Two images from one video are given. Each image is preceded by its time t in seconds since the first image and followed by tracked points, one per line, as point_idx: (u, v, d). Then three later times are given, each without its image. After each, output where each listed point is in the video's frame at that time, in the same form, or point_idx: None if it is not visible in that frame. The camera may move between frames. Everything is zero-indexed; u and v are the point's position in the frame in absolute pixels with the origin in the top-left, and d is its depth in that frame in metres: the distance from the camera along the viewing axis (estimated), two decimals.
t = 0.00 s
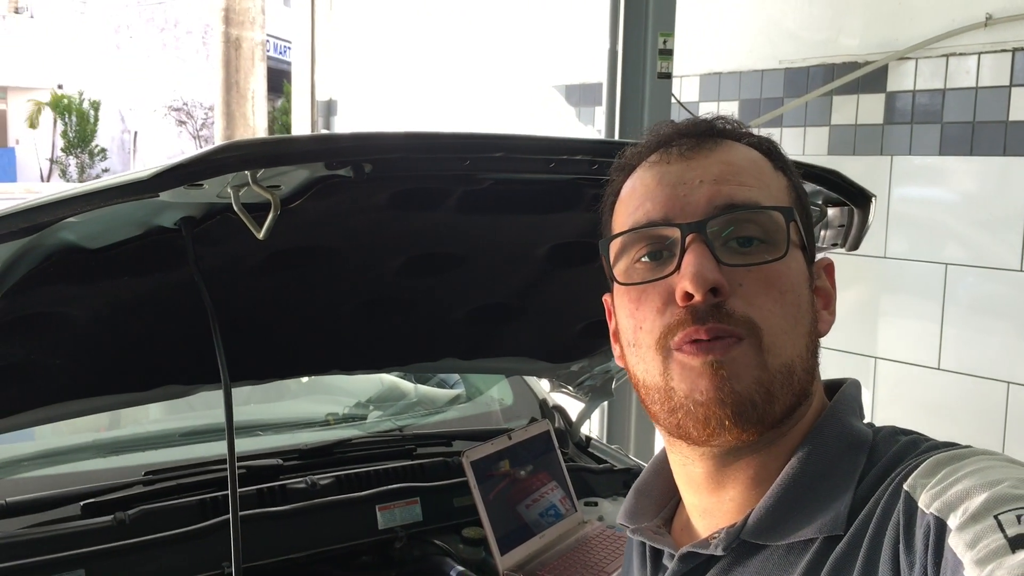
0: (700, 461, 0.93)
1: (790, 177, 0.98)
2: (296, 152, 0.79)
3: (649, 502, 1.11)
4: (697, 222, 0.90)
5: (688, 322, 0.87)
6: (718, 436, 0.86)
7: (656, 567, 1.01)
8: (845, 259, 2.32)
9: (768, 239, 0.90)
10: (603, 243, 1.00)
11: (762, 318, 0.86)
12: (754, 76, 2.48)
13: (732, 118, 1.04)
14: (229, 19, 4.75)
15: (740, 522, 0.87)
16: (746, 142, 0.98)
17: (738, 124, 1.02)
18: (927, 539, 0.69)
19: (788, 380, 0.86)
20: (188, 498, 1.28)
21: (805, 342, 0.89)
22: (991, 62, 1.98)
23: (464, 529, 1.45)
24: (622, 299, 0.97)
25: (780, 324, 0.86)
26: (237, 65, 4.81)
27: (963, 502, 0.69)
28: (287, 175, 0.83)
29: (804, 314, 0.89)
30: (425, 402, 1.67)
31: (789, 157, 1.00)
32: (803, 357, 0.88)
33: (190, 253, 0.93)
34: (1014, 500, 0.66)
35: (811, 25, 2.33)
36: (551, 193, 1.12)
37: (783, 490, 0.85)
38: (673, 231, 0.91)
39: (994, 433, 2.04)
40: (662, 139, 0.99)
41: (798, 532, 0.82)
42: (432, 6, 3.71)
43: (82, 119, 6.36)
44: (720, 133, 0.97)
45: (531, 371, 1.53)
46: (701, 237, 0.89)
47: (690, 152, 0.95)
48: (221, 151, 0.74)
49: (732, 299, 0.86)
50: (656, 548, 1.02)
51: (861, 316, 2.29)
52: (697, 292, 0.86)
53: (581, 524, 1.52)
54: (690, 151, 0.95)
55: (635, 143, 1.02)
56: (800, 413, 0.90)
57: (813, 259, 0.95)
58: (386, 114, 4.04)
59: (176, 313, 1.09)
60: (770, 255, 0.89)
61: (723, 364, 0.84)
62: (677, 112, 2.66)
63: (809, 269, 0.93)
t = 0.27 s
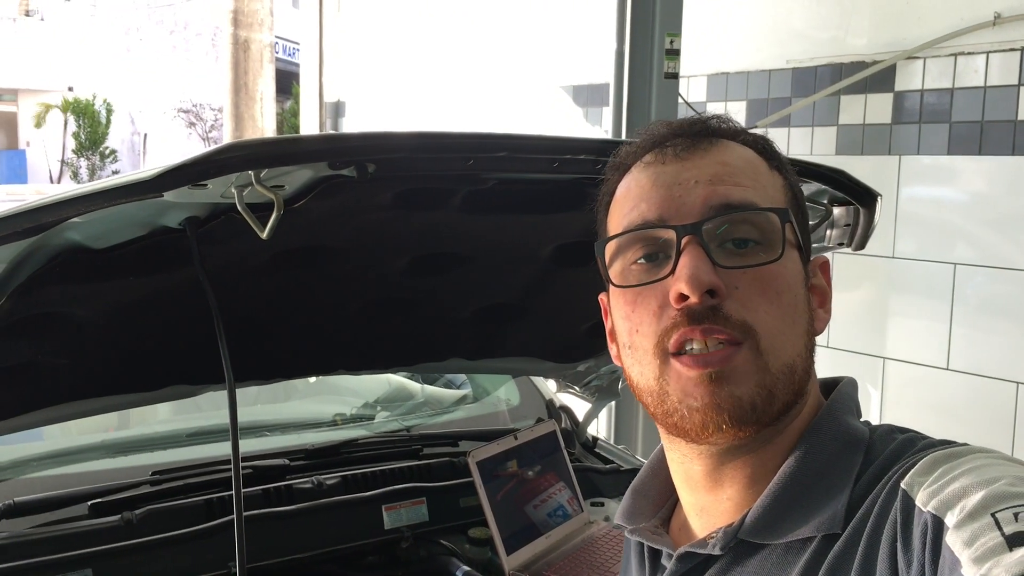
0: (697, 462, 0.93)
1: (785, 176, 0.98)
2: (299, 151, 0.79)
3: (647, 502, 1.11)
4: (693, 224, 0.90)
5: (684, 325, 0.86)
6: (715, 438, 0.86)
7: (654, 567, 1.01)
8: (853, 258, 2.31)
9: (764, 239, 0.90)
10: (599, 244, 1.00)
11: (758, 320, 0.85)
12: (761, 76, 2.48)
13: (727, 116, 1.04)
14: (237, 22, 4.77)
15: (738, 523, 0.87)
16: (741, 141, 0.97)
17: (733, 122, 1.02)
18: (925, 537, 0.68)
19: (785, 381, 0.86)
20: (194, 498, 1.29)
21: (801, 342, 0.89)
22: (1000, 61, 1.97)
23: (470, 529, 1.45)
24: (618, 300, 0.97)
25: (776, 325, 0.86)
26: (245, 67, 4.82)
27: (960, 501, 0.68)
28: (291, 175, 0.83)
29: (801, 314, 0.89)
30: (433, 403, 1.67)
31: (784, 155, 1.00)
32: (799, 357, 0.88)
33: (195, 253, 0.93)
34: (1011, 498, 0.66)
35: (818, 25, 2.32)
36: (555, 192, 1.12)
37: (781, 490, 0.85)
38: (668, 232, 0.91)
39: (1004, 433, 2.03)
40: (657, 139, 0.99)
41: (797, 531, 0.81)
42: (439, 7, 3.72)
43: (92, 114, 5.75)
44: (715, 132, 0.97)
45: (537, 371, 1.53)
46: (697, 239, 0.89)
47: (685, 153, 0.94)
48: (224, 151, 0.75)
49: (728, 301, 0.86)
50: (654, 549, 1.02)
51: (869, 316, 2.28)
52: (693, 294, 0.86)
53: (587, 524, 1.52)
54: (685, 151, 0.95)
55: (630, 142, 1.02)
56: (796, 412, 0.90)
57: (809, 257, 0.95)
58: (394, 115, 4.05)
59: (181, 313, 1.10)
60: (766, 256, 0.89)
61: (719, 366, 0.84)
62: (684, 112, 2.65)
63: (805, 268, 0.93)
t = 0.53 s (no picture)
0: (699, 462, 0.93)
1: (784, 174, 0.98)
2: (302, 152, 0.79)
3: (649, 502, 1.11)
4: (692, 226, 0.90)
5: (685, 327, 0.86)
6: (717, 439, 0.86)
7: (657, 566, 1.01)
8: (858, 258, 2.31)
9: (764, 240, 0.90)
10: (599, 245, 1.00)
11: (759, 321, 0.86)
12: (765, 76, 2.47)
13: (725, 114, 1.04)
14: (242, 24, 4.79)
15: (741, 523, 0.87)
16: (739, 139, 0.97)
17: (731, 120, 1.01)
18: (926, 535, 0.68)
19: (786, 382, 0.86)
20: (200, 498, 1.29)
21: (802, 342, 0.89)
22: (1005, 60, 1.96)
23: (475, 529, 1.45)
24: (618, 301, 0.97)
25: (777, 326, 0.86)
26: (250, 70, 4.81)
27: (961, 497, 0.68)
28: (294, 175, 0.84)
29: (801, 314, 0.89)
30: (438, 403, 1.67)
31: (782, 152, 0.99)
32: (800, 357, 0.88)
33: (199, 253, 0.93)
34: (1013, 494, 0.66)
35: (822, 25, 2.32)
36: (559, 192, 1.12)
37: (783, 490, 0.85)
38: (668, 234, 0.91)
39: (1010, 434, 2.02)
40: (656, 139, 0.99)
41: (798, 530, 0.81)
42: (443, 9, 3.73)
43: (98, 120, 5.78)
44: (714, 131, 0.97)
45: (541, 371, 1.53)
46: (697, 241, 0.89)
47: (683, 153, 0.94)
48: (227, 151, 0.75)
49: (729, 303, 0.86)
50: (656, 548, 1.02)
51: (875, 315, 2.28)
52: (694, 296, 0.86)
53: (592, 524, 1.52)
54: (684, 151, 0.94)
55: (629, 141, 1.02)
56: (797, 412, 0.90)
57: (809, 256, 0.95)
58: (399, 117, 4.05)
59: (186, 314, 1.10)
60: (766, 256, 0.89)
61: (720, 368, 0.84)
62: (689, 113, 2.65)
63: (804, 267, 0.93)
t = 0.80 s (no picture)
0: (701, 460, 0.93)
1: (785, 171, 0.98)
2: (303, 151, 0.79)
3: (651, 500, 1.11)
4: (692, 223, 0.89)
5: (685, 325, 0.86)
6: (718, 436, 0.86)
7: (659, 565, 1.01)
8: (862, 257, 2.30)
9: (764, 237, 0.90)
10: (599, 243, 1.00)
11: (759, 318, 0.85)
12: (768, 75, 2.47)
13: (726, 111, 1.04)
14: (244, 25, 4.79)
15: (743, 521, 0.87)
16: (740, 136, 0.97)
17: (732, 117, 1.01)
18: (929, 533, 0.68)
19: (787, 380, 0.86)
20: (203, 498, 1.29)
21: (803, 339, 0.89)
22: (1008, 58, 1.96)
23: (478, 529, 1.45)
24: (619, 299, 0.97)
25: (777, 323, 0.86)
26: (253, 70, 4.85)
27: (964, 496, 0.68)
28: (295, 175, 0.84)
29: (802, 311, 0.89)
30: (441, 403, 1.68)
31: (783, 149, 0.99)
32: (801, 355, 0.88)
33: (200, 253, 0.93)
34: (1016, 492, 0.66)
35: (825, 24, 2.31)
36: (560, 191, 1.12)
37: (785, 488, 0.85)
38: (668, 231, 0.91)
39: (1015, 433, 2.02)
40: (655, 136, 0.99)
41: (800, 529, 0.81)
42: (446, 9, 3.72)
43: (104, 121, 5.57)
44: (714, 128, 0.97)
45: (543, 370, 1.53)
46: (697, 238, 0.89)
47: (683, 150, 0.94)
48: (227, 151, 0.75)
49: (729, 300, 0.86)
50: (658, 546, 1.02)
51: (878, 314, 2.28)
52: (694, 294, 0.86)
53: (594, 524, 1.52)
54: (683, 148, 0.94)
55: (629, 139, 1.02)
56: (799, 409, 0.90)
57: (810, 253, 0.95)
58: (402, 117, 4.05)
59: (188, 314, 1.10)
60: (766, 254, 0.89)
61: (720, 366, 0.84)
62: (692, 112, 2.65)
63: (805, 264, 0.93)
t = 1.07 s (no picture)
0: (699, 466, 0.93)
1: (783, 178, 0.98)
2: (297, 156, 0.79)
3: (648, 503, 1.10)
4: (690, 227, 0.89)
5: (683, 329, 0.86)
6: (715, 441, 0.86)
7: (656, 568, 1.00)
8: (863, 258, 2.30)
9: (762, 242, 0.90)
10: (597, 248, 1.00)
11: (757, 323, 0.85)
12: (768, 75, 2.47)
13: (724, 117, 1.04)
14: (246, 26, 4.81)
15: (742, 525, 0.87)
16: (738, 144, 0.97)
17: (731, 126, 1.02)
18: (927, 538, 0.68)
19: (785, 385, 0.86)
20: (202, 501, 1.29)
21: (801, 344, 0.88)
22: (1009, 58, 1.95)
23: (477, 531, 1.45)
24: (617, 304, 0.97)
25: (775, 328, 0.86)
26: (255, 70, 4.86)
27: (962, 500, 0.68)
28: (290, 178, 0.84)
29: (800, 316, 0.89)
30: (441, 405, 1.67)
31: (782, 156, 0.99)
32: (798, 360, 0.88)
33: (196, 257, 0.93)
34: (1014, 496, 0.66)
35: (825, 23, 2.31)
36: (558, 193, 1.12)
37: (783, 493, 0.85)
38: (666, 236, 0.91)
39: (1015, 433, 2.01)
40: (654, 142, 0.99)
41: (798, 535, 0.81)
42: (447, 9, 3.73)
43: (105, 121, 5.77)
44: (712, 134, 0.97)
45: (543, 372, 1.53)
46: (695, 243, 0.89)
47: (682, 155, 0.94)
48: (221, 155, 0.75)
49: (726, 304, 0.86)
50: (655, 550, 1.01)
51: (879, 315, 2.27)
52: (692, 298, 0.86)
53: (594, 526, 1.52)
54: (682, 154, 0.94)
55: (627, 146, 1.02)
56: (797, 415, 0.89)
57: (808, 259, 0.95)
58: (403, 117, 4.05)
59: (186, 317, 1.10)
60: (764, 259, 0.89)
61: (717, 370, 0.84)
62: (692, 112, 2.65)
63: (803, 270, 0.92)
